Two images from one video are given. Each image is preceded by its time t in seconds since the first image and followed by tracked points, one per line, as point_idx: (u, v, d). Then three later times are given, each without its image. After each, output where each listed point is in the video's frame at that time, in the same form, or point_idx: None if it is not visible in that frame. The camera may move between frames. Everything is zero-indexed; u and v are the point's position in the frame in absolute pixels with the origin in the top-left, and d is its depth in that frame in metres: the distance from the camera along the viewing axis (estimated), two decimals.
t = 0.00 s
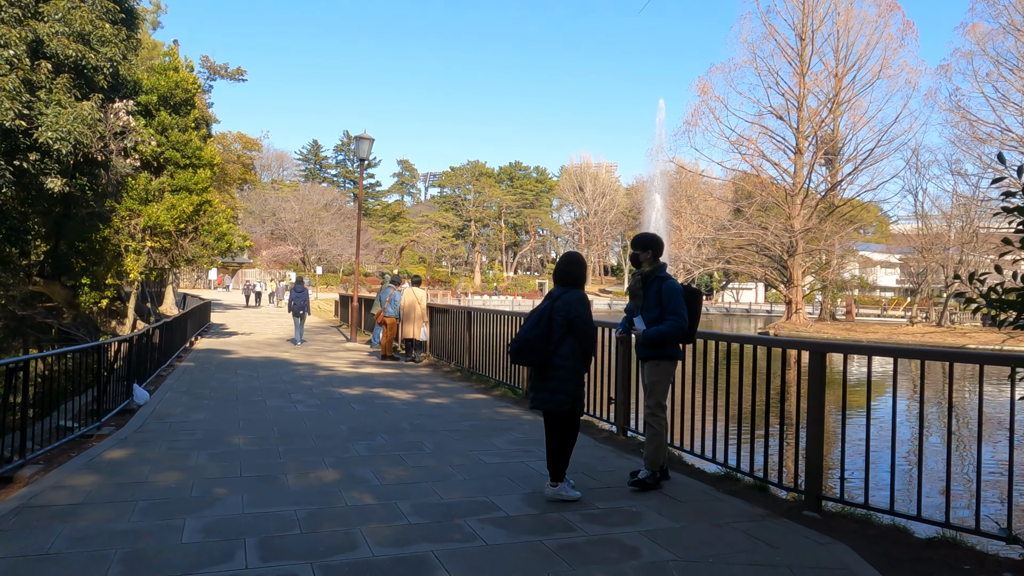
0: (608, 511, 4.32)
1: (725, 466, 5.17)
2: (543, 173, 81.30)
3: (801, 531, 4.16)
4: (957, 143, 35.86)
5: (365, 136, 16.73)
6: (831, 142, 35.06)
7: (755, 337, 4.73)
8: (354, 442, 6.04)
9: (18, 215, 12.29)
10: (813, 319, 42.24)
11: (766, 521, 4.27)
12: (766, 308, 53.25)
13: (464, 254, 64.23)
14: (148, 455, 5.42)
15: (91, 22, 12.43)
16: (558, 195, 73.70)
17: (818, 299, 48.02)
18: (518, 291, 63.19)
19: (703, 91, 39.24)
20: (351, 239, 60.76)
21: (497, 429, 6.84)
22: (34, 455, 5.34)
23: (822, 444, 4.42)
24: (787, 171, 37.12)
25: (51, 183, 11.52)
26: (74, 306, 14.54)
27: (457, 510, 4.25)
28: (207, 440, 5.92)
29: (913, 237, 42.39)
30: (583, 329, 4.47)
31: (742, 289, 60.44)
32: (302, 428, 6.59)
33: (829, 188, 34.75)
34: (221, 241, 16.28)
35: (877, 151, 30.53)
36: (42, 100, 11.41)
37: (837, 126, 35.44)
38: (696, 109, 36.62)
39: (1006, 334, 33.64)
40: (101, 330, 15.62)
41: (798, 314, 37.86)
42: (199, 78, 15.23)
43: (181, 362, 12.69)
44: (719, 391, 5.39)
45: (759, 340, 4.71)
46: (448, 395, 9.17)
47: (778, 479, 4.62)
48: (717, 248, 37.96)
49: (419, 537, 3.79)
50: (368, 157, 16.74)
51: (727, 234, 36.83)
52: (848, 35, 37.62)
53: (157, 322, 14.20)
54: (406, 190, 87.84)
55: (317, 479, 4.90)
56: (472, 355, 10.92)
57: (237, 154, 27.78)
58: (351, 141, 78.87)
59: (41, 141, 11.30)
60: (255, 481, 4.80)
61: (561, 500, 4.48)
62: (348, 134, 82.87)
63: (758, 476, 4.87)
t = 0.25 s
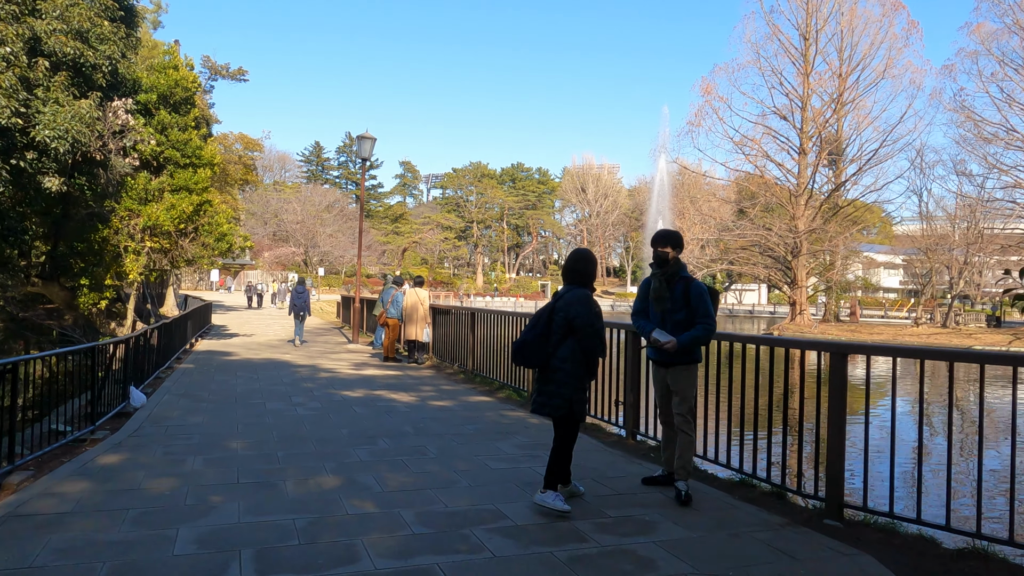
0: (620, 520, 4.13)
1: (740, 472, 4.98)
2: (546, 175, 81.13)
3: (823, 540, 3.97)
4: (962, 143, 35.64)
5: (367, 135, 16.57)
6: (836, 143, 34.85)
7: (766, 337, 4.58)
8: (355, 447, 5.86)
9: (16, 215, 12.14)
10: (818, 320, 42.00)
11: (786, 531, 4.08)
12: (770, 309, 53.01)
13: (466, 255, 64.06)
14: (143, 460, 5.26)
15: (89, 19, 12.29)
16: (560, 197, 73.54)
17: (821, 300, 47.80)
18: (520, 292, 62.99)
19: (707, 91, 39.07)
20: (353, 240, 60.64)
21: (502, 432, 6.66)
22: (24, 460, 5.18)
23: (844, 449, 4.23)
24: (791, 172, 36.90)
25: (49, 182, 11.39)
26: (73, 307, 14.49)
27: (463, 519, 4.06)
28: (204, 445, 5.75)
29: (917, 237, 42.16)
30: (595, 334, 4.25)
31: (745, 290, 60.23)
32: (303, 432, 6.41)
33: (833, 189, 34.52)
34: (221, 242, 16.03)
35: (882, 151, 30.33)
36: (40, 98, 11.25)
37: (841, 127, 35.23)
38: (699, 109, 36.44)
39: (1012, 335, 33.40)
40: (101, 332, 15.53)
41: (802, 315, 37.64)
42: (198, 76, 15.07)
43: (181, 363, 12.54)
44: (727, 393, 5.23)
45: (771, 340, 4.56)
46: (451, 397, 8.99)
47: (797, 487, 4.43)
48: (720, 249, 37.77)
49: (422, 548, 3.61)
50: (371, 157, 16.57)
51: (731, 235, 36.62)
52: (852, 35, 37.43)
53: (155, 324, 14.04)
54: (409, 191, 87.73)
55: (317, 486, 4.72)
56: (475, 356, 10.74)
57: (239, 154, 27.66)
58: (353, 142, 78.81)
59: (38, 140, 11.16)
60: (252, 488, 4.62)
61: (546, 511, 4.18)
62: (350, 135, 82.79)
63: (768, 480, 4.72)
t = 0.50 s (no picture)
0: (632, 535, 3.94)
1: (755, 482, 4.78)
2: (548, 174, 80.92)
3: (846, 559, 3.76)
4: (967, 143, 35.40)
5: (369, 134, 16.39)
6: (840, 142, 34.61)
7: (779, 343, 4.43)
8: (356, 455, 5.67)
9: (13, 215, 11.97)
10: (821, 320, 41.76)
11: (807, 547, 3.87)
12: (773, 309, 52.75)
13: (468, 255, 63.87)
14: (136, 469, 5.07)
15: (87, 17, 12.13)
16: (562, 197, 73.34)
17: (825, 300, 47.57)
18: (522, 292, 62.80)
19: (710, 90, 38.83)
20: (355, 240, 60.48)
21: (507, 439, 6.46)
22: (12, 470, 5.00)
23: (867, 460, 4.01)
24: (795, 172, 36.66)
25: (45, 181, 11.20)
26: (70, 307, 14.43)
27: (468, 534, 3.88)
28: (199, 453, 5.57)
29: (921, 237, 41.93)
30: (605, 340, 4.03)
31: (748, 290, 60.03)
32: (302, 439, 6.22)
33: (837, 189, 34.28)
34: (221, 242, 15.75)
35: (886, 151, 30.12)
36: (36, 96, 11.08)
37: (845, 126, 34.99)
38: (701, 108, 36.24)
39: (1018, 336, 33.14)
40: (99, 333, 15.44)
41: (807, 316, 37.58)
42: (198, 75, 14.88)
43: (179, 365, 12.37)
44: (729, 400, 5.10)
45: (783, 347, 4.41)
46: (455, 401, 8.79)
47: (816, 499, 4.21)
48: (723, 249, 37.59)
49: (426, 567, 3.43)
50: (373, 156, 16.38)
51: (734, 235, 36.40)
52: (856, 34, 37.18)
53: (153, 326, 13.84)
54: (410, 191, 87.54)
55: (316, 497, 4.53)
56: (478, 359, 10.56)
57: (240, 154, 27.50)
58: (355, 142, 78.69)
59: (34, 138, 10.97)
60: (248, 500, 4.43)
61: (552, 529, 3.97)
62: (352, 135, 82.65)
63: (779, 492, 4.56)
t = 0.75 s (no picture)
0: (647, 546, 3.75)
1: (773, 489, 4.58)
2: (549, 176, 80.74)
3: (872, 571, 3.57)
4: (971, 144, 35.18)
5: (370, 134, 16.21)
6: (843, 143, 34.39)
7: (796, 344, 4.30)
8: (357, 460, 5.48)
9: (9, 215, 11.84)
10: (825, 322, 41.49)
11: (830, 559, 3.68)
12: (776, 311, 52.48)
13: (469, 257, 63.64)
14: (128, 476, 4.89)
15: (84, 15, 11.97)
16: (563, 198, 73.17)
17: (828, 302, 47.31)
18: (523, 294, 62.55)
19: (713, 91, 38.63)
20: (356, 243, 60.29)
21: (513, 444, 6.26)
22: None
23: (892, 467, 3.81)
24: (798, 173, 36.43)
25: (41, 182, 11.02)
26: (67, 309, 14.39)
27: (474, 545, 3.69)
28: (195, 459, 5.38)
29: (924, 238, 41.70)
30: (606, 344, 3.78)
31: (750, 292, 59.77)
32: (303, 444, 6.04)
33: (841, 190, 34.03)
34: (221, 243, 15.55)
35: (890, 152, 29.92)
36: (33, 94, 10.92)
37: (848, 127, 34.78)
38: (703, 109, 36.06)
39: None
40: (97, 336, 15.37)
41: (810, 317, 36.95)
42: (197, 74, 14.72)
43: (178, 368, 12.18)
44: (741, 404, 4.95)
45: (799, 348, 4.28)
46: (458, 405, 8.59)
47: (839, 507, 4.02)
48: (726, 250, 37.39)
49: None
50: (374, 156, 16.20)
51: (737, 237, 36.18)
52: (859, 34, 36.98)
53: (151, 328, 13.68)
54: (411, 193, 87.37)
55: (315, 506, 4.34)
56: (481, 361, 10.37)
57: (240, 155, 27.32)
58: (356, 144, 78.59)
59: (31, 138, 10.80)
60: (244, 509, 4.24)
61: (563, 541, 3.78)
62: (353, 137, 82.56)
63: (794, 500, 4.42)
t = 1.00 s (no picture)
0: (665, 563, 3.57)
1: (792, 503, 4.39)
2: (549, 178, 80.60)
3: None
4: (974, 144, 34.98)
5: (371, 133, 16.04)
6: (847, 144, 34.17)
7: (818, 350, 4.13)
8: (358, 469, 5.29)
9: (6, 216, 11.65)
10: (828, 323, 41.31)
11: None
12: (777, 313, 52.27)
13: (470, 258, 63.46)
14: (120, 486, 4.69)
15: (82, 12, 11.75)
16: (564, 199, 72.99)
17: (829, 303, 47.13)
18: (524, 295, 62.39)
19: (714, 91, 38.45)
20: (356, 244, 60.13)
21: (519, 451, 6.07)
22: None
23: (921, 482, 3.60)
24: (800, 174, 36.23)
25: (37, 182, 10.84)
26: (64, 311, 14.23)
27: (481, 562, 3.52)
28: (190, 468, 5.19)
29: (927, 240, 41.52)
30: (603, 353, 3.38)
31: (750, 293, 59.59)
32: (302, 451, 5.84)
33: (843, 191, 33.85)
34: (219, 244, 15.29)
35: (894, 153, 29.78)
36: (29, 93, 10.73)
37: (851, 128, 34.57)
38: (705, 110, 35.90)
39: None
40: (95, 338, 15.21)
41: (812, 319, 36.63)
42: (196, 73, 14.48)
43: (175, 371, 12.00)
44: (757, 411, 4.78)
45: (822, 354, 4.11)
46: (461, 410, 8.40)
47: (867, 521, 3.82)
48: (728, 252, 37.19)
49: None
50: (374, 156, 16.03)
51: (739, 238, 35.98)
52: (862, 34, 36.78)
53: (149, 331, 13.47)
54: (411, 194, 87.26)
55: (314, 519, 4.15)
56: (484, 364, 10.18)
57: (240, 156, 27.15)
58: (356, 145, 78.49)
59: (26, 137, 10.65)
60: (241, 522, 4.04)
61: (575, 557, 3.59)
62: (353, 138, 82.38)
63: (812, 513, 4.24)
